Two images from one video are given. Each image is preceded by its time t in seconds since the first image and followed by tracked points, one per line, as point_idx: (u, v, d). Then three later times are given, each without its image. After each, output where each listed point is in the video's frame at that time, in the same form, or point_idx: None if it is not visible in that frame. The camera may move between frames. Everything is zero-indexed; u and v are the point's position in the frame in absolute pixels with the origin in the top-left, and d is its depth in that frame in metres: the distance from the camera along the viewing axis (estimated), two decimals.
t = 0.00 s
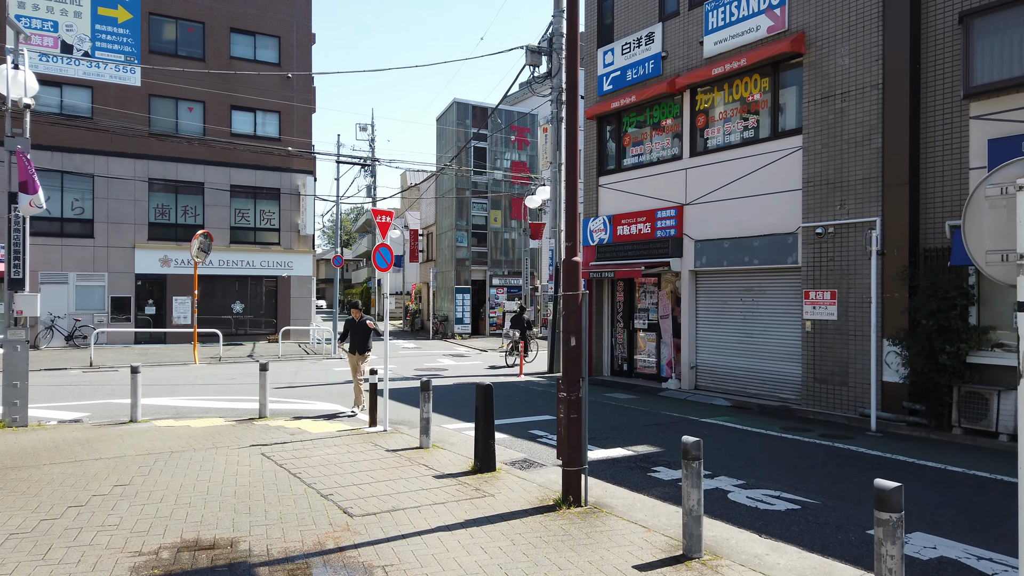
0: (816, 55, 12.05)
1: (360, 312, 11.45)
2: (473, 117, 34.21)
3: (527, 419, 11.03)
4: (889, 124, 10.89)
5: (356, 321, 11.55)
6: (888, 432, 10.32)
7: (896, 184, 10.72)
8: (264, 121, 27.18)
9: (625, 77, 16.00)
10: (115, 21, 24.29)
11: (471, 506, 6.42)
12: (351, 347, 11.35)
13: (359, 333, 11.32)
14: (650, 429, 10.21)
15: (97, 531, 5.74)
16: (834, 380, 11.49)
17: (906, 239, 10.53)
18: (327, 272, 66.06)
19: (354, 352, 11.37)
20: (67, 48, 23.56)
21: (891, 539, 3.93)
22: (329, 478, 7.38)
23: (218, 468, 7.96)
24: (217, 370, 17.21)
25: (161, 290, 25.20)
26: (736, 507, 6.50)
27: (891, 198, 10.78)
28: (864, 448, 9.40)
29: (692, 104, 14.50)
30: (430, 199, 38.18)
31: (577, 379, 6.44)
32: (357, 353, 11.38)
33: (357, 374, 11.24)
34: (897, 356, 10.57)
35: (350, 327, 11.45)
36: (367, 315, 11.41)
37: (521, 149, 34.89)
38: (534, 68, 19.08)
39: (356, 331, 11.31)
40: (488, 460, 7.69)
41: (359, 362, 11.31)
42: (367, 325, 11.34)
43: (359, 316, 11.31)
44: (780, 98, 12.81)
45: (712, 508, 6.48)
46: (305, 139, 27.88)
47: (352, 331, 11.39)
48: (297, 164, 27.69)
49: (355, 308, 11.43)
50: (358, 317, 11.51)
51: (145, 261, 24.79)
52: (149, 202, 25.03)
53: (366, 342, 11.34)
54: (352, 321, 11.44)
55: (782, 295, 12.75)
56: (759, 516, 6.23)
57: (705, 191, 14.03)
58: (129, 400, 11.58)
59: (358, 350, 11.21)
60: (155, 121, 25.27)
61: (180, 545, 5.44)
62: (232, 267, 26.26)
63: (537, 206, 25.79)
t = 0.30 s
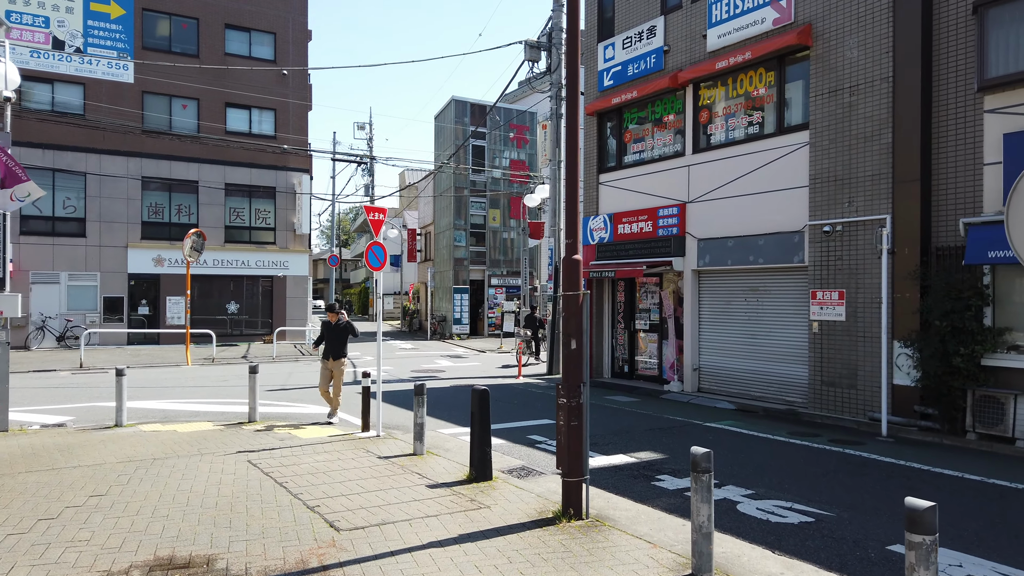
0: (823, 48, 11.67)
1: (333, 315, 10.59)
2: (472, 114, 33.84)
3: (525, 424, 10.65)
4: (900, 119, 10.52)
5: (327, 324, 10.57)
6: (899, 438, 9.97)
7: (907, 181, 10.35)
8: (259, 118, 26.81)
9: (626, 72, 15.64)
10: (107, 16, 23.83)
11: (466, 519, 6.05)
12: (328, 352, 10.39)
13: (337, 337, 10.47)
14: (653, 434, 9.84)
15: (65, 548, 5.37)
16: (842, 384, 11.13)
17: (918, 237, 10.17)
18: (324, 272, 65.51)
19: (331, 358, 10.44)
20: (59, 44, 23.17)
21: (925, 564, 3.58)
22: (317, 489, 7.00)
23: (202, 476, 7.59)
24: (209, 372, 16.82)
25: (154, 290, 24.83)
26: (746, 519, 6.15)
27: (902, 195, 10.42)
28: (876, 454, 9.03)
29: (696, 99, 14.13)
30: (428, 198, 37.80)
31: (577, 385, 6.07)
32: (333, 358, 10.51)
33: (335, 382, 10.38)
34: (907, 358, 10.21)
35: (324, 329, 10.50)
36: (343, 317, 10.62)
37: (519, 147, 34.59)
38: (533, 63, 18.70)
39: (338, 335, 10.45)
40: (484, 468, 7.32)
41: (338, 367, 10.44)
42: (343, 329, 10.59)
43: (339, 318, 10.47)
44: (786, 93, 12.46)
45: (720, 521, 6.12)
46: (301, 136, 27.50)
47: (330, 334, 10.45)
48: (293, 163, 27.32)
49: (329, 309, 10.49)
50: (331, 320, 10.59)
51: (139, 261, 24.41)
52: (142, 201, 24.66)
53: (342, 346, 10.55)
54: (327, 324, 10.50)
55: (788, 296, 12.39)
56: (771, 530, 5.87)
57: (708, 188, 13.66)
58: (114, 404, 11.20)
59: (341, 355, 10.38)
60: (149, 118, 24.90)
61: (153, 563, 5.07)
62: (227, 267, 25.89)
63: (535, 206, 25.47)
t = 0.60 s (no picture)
0: (833, 40, 11.32)
1: (303, 317, 9.66)
2: (471, 112, 33.49)
3: (525, 428, 10.30)
4: (913, 112, 10.17)
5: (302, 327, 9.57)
6: (913, 443, 9.61)
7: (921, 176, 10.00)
8: (255, 116, 26.45)
9: (629, 66, 15.30)
10: (100, 12, 23.33)
11: (465, 532, 5.69)
12: (305, 358, 9.53)
13: (312, 340, 9.62)
14: (659, 439, 9.48)
15: (35, 563, 5.01)
16: (853, 387, 10.78)
17: (932, 234, 9.82)
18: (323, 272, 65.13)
19: (307, 364, 9.58)
20: (52, 40, 22.64)
21: None
22: (307, 498, 6.64)
23: (187, 484, 7.23)
24: (203, 374, 16.44)
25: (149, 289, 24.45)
26: (760, 531, 5.81)
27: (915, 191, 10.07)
28: (890, 460, 8.68)
29: (700, 94, 13.79)
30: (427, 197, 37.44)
31: (582, 390, 5.71)
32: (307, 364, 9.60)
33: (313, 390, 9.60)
34: (922, 360, 9.86)
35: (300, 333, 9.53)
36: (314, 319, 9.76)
37: (519, 146, 34.20)
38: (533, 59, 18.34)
39: (314, 339, 9.61)
40: (483, 476, 6.97)
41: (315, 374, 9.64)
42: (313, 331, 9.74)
43: (313, 320, 9.63)
44: (793, 87, 12.10)
45: (733, 533, 5.77)
46: (297, 134, 27.14)
47: (306, 338, 9.56)
48: (289, 161, 26.96)
49: (301, 312, 9.57)
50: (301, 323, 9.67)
51: (132, 260, 24.03)
52: (136, 199, 24.29)
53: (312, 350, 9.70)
54: (300, 327, 9.59)
55: (796, 295, 12.05)
56: (787, 543, 5.54)
57: (713, 185, 13.31)
58: (102, 408, 10.84)
59: (320, 361, 9.60)
60: (143, 114, 24.50)
61: None
62: (222, 266, 25.52)
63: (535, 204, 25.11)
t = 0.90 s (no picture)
0: (843, 31, 10.94)
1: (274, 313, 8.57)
2: (471, 110, 33.11)
3: (525, 433, 9.93)
4: (928, 105, 9.80)
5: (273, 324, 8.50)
6: (929, 449, 9.22)
7: (937, 171, 9.64)
8: (251, 113, 26.07)
9: (631, 60, 14.93)
10: (93, 7, 22.89)
11: (462, 548, 5.32)
12: (277, 359, 8.45)
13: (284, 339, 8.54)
14: (665, 445, 9.11)
15: None
16: (865, 390, 10.41)
17: (948, 232, 9.45)
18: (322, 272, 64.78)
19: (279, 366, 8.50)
20: (44, 36, 22.20)
21: None
22: (295, 510, 6.25)
23: (168, 493, 6.86)
24: (195, 376, 16.08)
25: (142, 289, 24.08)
26: (776, 547, 5.44)
27: (930, 188, 9.70)
28: (907, 467, 8.30)
29: (705, 88, 13.42)
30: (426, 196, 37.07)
31: (588, 397, 5.33)
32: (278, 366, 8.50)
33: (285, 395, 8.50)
34: (937, 363, 9.48)
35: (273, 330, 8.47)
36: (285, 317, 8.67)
37: (519, 144, 33.80)
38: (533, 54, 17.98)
39: (286, 338, 8.53)
40: (482, 486, 6.59)
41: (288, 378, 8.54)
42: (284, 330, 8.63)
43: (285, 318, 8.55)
44: (802, 80, 11.73)
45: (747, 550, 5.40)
46: (294, 131, 26.76)
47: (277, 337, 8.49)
48: (286, 159, 26.59)
49: (272, 308, 8.49)
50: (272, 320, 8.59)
51: (126, 259, 23.65)
52: (129, 197, 23.91)
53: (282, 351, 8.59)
54: (271, 325, 8.50)
55: (804, 295, 11.68)
56: (806, 560, 5.17)
57: (719, 182, 12.94)
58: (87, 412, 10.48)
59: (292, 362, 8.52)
60: (137, 111, 24.11)
61: None
62: (218, 266, 25.14)
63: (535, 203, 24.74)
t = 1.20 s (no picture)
0: (854, 21, 10.57)
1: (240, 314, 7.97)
2: (469, 108, 32.75)
3: (525, 438, 9.56)
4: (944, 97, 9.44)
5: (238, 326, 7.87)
6: (946, 454, 8.85)
7: (953, 165, 9.27)
8: (246, 110, 25.69)
9: (634, 53, 14.57)
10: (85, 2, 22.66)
11: (457, 565, 4.93)
12: (240, 363, 7.79)
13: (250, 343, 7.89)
14: (670, 450, 8.74)
15: None
16: (877, 393, 10.04)
17: (965, 229, 9.09)
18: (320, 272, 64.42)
19: (242, 372, 7.83)
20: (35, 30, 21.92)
21: None
22: (280, 523, 5.87)
23: (147, 503, 6.49)
24: (187, 377, 15.71)
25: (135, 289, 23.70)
26: (793, 564, 5.07)
27: (946, 182, 9.33)
28: (924, 474, 7.92)
29: (710, 81, 13.06)
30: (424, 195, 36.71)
31: (592, 403, 4.96)
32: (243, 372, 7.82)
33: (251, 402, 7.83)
34: (953, 364, 9.10)
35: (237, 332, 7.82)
36: (254, 319, 8.08)
37: (519, 142, 33.45)
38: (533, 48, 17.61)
39: (251, 340, 7.89)
40: (479, 497, 6.21)
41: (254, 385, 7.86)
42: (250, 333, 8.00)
43: (251, 319, 7.94)
44: (811, 73, 11.36)
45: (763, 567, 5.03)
46: (290, 128, 26.37)
47: (241, 339, 7.84)
48: (282, 156, 26.21)
49: (238, 306, 7.92)
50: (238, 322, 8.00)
51: (118, 258, 23.27)
52: (122, 195, 23.53)
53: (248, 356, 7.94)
54: (235, 326, 7.90)
55: (813, 295, 11.32)
56: None
57: (724, 177, 12.57)
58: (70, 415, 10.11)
59: (257, 367, 7.84)
60: (130, 106, 23.74)
61: None
62: (212, 265, 24.76)
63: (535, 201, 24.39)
